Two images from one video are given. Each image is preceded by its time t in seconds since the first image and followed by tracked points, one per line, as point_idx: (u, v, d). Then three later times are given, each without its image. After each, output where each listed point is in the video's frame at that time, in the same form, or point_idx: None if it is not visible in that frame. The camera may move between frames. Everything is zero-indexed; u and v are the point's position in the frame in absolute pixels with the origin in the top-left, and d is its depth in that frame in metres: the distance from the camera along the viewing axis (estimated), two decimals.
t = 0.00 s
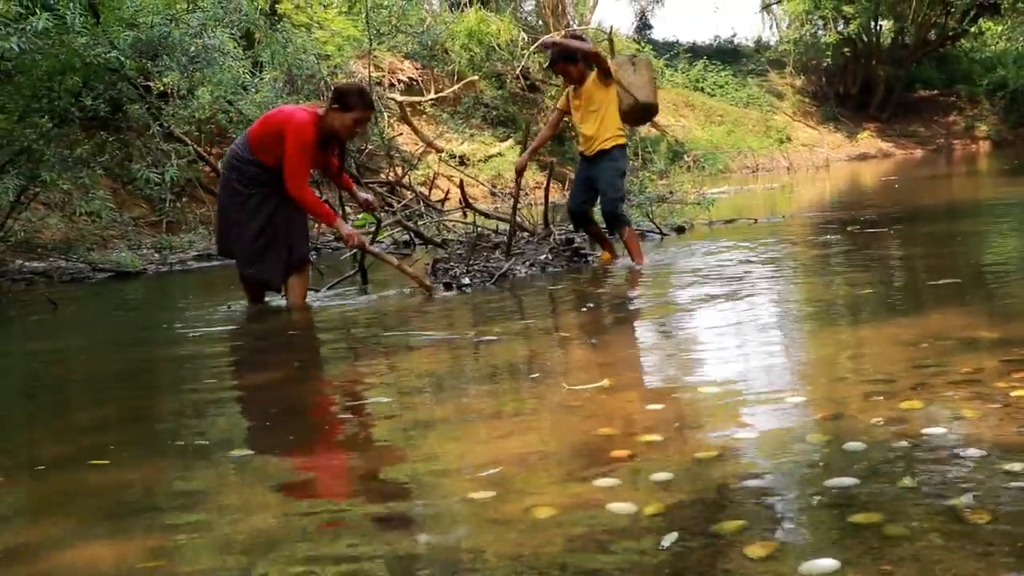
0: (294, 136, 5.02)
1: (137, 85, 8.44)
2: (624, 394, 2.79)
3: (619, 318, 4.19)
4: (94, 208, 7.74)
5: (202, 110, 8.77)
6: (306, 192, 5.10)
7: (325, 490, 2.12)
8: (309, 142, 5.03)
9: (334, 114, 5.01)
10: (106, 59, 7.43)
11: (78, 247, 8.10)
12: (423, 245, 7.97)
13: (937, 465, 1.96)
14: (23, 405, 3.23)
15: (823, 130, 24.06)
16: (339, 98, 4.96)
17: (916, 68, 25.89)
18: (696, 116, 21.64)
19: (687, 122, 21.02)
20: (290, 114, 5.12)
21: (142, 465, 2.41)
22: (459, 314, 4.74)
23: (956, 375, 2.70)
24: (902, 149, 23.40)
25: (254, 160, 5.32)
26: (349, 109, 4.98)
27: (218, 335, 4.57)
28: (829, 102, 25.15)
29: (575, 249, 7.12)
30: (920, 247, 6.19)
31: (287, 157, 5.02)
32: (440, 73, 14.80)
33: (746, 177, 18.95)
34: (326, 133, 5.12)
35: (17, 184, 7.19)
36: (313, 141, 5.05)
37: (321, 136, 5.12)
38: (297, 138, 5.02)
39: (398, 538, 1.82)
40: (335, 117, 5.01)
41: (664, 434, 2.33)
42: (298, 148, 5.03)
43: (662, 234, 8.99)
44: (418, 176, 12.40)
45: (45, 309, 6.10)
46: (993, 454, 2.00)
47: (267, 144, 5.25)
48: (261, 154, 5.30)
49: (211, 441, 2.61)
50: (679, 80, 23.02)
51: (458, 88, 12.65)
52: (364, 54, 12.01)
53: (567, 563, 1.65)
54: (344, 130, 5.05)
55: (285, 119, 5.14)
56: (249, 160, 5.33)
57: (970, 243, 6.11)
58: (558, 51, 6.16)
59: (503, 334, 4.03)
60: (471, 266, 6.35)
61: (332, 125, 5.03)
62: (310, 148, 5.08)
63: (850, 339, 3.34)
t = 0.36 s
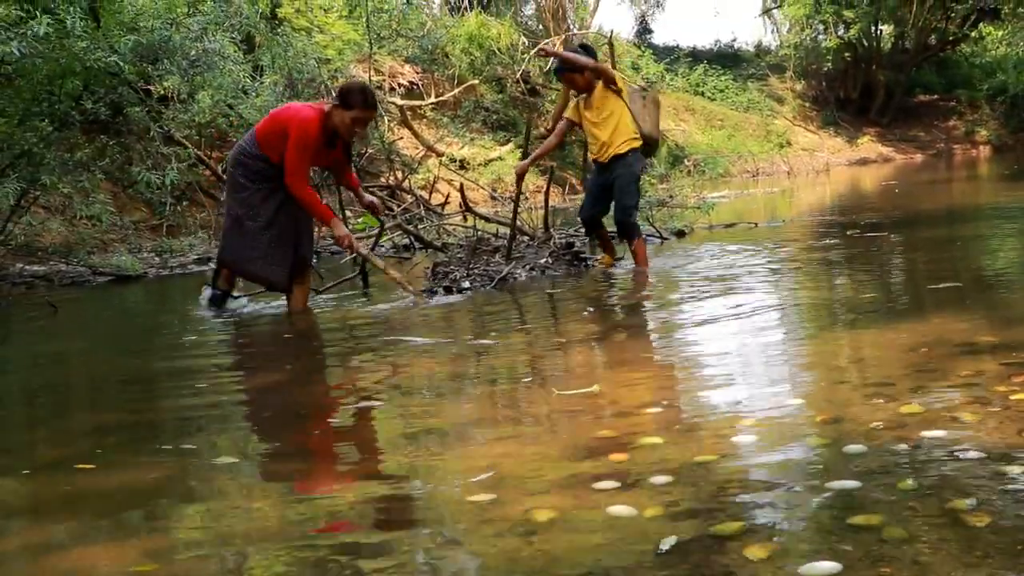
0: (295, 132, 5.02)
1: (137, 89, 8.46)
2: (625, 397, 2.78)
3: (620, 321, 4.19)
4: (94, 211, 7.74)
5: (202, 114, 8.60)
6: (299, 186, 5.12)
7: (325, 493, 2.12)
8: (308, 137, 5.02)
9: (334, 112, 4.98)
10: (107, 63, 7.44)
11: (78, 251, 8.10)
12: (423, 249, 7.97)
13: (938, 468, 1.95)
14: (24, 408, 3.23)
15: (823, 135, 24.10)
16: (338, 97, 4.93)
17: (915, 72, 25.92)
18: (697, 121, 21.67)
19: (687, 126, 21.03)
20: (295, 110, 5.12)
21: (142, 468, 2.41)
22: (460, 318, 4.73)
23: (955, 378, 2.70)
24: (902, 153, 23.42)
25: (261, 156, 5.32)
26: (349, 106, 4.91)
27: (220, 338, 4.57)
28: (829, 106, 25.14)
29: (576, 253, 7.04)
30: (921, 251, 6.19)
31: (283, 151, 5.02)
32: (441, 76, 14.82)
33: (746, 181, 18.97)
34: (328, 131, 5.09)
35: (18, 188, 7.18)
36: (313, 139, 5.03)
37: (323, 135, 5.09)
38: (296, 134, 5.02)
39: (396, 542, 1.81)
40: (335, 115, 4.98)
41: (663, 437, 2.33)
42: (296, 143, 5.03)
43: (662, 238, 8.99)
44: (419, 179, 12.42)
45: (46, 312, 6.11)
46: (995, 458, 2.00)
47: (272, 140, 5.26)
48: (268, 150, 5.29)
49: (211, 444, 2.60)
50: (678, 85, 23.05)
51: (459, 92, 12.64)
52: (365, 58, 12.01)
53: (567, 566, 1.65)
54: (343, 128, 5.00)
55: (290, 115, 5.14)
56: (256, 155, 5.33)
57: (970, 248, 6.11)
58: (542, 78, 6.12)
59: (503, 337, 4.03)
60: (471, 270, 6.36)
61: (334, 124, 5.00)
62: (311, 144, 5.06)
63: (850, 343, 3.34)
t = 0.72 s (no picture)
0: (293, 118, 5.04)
1: (138, 92, 8.45)
2: (626, 398, 2.78)
3: (620, 323, 4.19)
4: (95, 214, 7.74)
5: (203, 116, 8.70)
6: (299, 175, 5.10)
7: (326, 493, 2.12)
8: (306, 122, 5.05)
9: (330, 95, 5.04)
10: (108, 67, 7.45)
11: (79, 253, 8.10)
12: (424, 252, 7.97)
13: (939, 468, 1.95)
14: (24, 409, 3.23)
15: (823, 138, 24.10)
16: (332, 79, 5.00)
17: (916, 76, 25.92)
18: (697, 124, 21.66)
19: (688, 129, 21.02)
20: (289, 101, 5.17)
21: (142, 469, 2.40)
22: (461, 319, 4.74)
23: (957, 379, 2.70)
24: (903, 157, 23.41)
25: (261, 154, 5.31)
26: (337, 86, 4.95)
27: (221, 339, 4.58)
28: (830, 109, 25.12)
29: (576, 255, 7.09)
30: (923, 254, 6.20)
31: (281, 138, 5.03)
32: (441, 80, 14.82)
33: (747, 184, 18.97)
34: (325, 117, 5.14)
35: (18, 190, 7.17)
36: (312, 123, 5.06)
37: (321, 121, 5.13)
38: (294, 120, 5.05)
39: (398, 542, 1.81)
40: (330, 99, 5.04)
41: (664, 437, 2.33)
42: (295, 129, 5.05)
43: (663, 241, 8.99)
44: (419, 183, 12.42)
45: (45, 315, 6.10)
46: (995, 458, 2.00)
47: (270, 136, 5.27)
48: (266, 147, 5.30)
49: (211, 445, 2.61)
50: (679, 88, 23.04)
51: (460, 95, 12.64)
52: (365, 61, 12.01)
53: (568, 565, 1.65)
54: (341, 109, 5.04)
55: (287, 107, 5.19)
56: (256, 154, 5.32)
57: (971, 250, 6.10)
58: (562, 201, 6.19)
59: (504, 339, 4.03)
60: (471, 272, 6.36)
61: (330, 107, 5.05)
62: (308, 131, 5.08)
63: (851, 345, 3.34)
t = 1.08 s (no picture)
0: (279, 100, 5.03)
1: (141, 94, 8.43)
2: (628, 393, 2.78)
3: (624, 320, 4.20)
4: (98, 215, 7.71)
5: (206, 118, 8.63)
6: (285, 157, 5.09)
7: (329, 486, 2.12)
8: (294, 104, 5.03)
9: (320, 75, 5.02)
10: (111, 68, 7.47)
11: (82, 254, 8.12)
12: (427, 252, 7.98)
13: (939, 461, 1.95)
14: (27, 406, 3.23)
15: (826, 139, 24.09)
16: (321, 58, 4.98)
17: (918, 77, 25.90)
18: (700, 125, 21.66)
19: (690, 131, 21.02)
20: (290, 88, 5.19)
21: (143, 462, 2.40)
22: (464, 318, 4.74)
23: (961, 374, 2.70)
24: (906, 157, 23.40)
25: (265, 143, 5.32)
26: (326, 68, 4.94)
27: (224, 338, 4.58)
28: (832, 110, 25.11)
29: (579, 254, 7.10)
30: (925, 252, 6.20)
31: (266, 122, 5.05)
32: (444, 81, 14.82)
33: (750, 185, 18.97)
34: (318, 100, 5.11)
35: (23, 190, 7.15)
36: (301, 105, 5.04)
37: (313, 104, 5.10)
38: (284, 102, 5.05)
39: (400, 534, 1.81)
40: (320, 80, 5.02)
41: (665, 431, 2.33)
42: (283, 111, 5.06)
43: (666, 241, 8.99)
44: (422, 184, 12.42)
45: (49, 314, 6.11)
46: (999, 450, 2.00)
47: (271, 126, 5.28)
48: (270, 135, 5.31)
49: (213, 439, 2.61)
50: (682, 89, 23.04)
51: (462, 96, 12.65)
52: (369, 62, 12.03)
53: (572, 555, 1.65)
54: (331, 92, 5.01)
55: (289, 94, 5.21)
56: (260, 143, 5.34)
57: (975, 249, 6.10)
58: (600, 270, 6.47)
59: (505, 336, 4.03)
60: (474, 271, 6.36)
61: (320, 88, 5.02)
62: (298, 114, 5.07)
63: (855, 341, 3.34)
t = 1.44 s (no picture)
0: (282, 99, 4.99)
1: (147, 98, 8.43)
2: (633, 393, 2.77)
3: (628, 322, 4.19)
4: (103, 218, 7.74)
5: (211, 122, 8.62)
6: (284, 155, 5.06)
7: (332, 483, 2.12)
8: (299, 103, 5.00)
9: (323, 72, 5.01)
10: (117, 71, 7.47)
11: (87, 257, 8.11)
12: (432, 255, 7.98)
13: (948, 458, 1.94)
14: (30, 404, 3.23)
15: (832, 146, 24.06)
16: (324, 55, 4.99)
17: (924, 84, 25.86)
18: (705, 132, 21.65)
19: (696, 138, 20.99)
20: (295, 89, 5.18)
21: (147, 460, 2.40)
22: (468, 320, 4.73)
23: (966, 374, 2.69)
24: (911, 165, 23.34)
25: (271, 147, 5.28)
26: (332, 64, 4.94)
27: (229, 340, 4.58)
28: (838, 118, 25.05)
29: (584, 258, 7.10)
30: (933, 256, 6.18)
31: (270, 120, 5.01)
32: (449, 87, 14.81)
33: (755, 192, 18.94)
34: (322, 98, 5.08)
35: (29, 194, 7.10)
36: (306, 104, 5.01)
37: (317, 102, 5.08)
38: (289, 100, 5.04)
39: (405, 529, 1.80)
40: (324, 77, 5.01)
41: (668, 429, 2.33)
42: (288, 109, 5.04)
43: (671, 246, 8.97)
44: (427, 190, 12.42)
45: (52, 316, 6.11)
46: (1004, 448, 1.99)
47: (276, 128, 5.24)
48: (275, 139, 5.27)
49: (216, 438, 2.60)
50: (688, 97, 23.02)
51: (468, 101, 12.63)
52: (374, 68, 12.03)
53: (576, 548, 1.65)
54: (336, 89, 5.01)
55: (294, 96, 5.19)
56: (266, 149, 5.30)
57: (981, 253, 6.08)
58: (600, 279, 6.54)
59: (511, 338, 4.03)
60: (479, 274, 6.36)
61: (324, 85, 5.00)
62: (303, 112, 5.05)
63: (860, 342, 3.33)
